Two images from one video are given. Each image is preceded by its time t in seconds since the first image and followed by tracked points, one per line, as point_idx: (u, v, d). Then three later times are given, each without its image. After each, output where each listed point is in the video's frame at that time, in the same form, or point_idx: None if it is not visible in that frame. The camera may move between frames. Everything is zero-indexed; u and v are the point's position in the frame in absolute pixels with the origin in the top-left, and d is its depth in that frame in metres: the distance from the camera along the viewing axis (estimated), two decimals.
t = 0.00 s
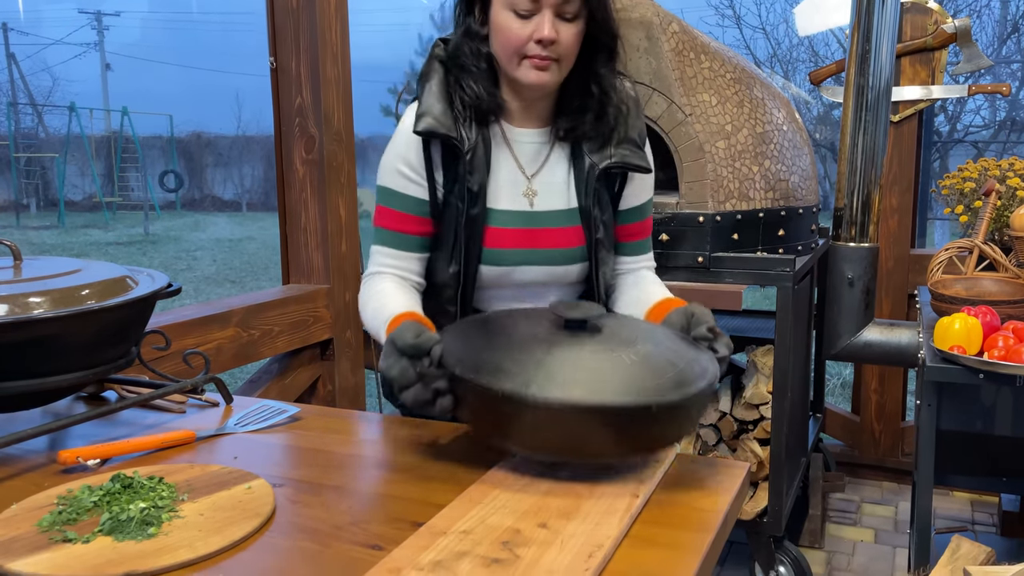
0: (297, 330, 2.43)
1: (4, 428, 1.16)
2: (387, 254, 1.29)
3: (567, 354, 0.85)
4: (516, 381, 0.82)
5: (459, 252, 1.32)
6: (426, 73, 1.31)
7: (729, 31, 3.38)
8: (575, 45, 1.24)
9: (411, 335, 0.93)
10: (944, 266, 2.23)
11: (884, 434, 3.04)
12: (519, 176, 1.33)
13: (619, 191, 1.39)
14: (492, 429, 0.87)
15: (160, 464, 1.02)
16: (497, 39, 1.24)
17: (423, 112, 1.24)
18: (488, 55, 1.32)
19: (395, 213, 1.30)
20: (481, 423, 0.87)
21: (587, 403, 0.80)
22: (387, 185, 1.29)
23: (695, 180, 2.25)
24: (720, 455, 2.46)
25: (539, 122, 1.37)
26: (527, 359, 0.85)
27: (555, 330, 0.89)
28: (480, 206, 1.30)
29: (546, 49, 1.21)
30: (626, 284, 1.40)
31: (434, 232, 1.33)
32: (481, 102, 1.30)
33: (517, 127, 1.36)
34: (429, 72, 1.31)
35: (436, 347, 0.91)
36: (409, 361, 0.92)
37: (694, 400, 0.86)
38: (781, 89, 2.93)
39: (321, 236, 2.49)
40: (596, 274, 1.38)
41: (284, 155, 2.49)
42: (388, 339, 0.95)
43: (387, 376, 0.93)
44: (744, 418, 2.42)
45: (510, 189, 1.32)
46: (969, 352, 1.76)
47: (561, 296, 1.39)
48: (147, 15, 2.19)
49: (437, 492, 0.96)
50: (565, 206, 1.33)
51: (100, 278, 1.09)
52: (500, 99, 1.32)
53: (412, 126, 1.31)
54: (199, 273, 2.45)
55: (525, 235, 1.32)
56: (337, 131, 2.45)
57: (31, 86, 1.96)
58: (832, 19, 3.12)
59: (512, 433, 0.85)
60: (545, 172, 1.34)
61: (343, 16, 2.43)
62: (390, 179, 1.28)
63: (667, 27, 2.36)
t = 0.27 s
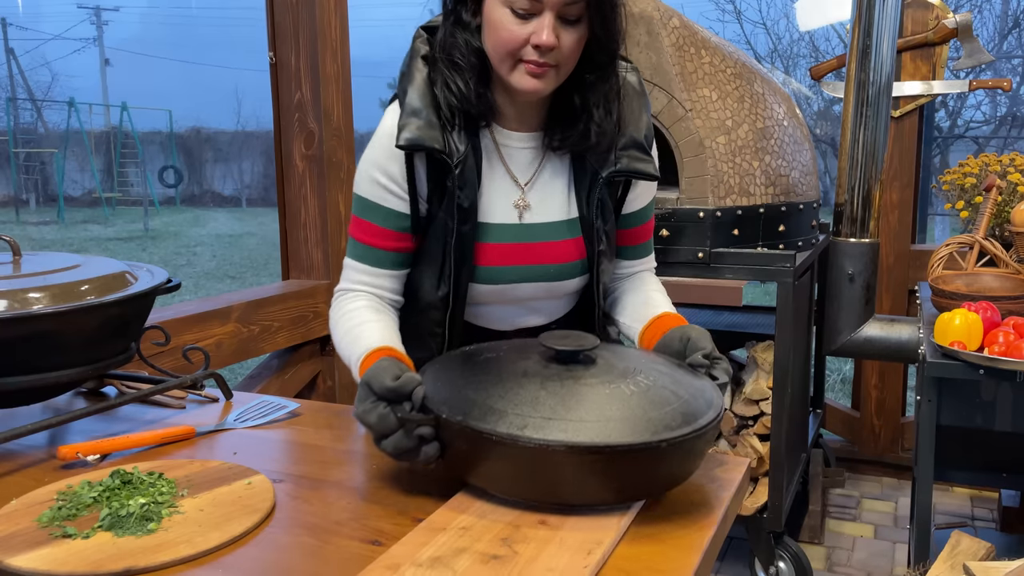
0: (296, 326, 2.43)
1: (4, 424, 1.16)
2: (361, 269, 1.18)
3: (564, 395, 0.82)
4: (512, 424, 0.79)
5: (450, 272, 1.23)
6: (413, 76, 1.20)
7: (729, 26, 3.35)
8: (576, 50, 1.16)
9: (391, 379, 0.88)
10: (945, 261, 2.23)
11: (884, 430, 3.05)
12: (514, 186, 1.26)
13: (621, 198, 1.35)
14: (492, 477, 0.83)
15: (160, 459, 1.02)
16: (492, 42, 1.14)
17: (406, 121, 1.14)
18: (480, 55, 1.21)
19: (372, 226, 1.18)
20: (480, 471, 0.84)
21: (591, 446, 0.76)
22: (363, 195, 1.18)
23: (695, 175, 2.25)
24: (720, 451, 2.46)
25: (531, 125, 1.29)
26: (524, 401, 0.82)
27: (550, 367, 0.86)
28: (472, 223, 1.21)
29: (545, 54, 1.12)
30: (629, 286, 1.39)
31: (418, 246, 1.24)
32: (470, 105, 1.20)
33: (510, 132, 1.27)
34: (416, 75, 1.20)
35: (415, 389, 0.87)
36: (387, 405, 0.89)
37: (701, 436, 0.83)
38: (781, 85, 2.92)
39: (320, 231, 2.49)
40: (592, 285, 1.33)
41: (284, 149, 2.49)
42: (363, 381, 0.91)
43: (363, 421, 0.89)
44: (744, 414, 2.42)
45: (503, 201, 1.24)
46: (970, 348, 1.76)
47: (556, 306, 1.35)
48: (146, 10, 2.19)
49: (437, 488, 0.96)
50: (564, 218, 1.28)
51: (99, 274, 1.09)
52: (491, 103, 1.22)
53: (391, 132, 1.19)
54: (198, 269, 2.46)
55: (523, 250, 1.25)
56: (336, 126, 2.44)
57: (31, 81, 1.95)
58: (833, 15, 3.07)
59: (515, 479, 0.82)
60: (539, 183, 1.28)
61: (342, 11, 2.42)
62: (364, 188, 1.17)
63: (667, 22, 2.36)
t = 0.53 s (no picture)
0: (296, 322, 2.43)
1: (4, 419, 1.16)
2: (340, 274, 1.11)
3: (566, 417, 0.80)
4: (521, 442, 0.75)
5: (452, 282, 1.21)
6: (408, 79, 1.16)
7: (730, 21, 3.33)
8: (581, 59, 1.11)
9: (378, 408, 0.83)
10: (945, 257, 2.22)
11: (883, 426, 3.05)
12: (515, 194, 1.25)
13: (622, 201, 1.35)
14: (497, 507, 0.79)
15: (160, 455, 1.02)
16: (491, 48, 1.10)
17: (403, 126, 1.09)
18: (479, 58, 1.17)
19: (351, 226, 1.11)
20: (483, 502, 0.79)
21: (605, 460, 0.74)
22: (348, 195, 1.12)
23: (695, 171, 2.24)
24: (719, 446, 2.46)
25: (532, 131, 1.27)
26: (526, 424, 0.79)
27: (545, 394, 0.84)
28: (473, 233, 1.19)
29: (548, 64, 1.08)
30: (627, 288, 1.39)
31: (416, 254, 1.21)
32: (469, 110, 1.17)
33: (511, 137, 1.25)
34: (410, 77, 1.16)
35: (403, 417, 0.83)
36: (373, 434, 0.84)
37: (707, 450, 0.81)
38: (782, 80, 2.91)
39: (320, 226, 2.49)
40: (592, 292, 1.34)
41: (284, 143, 2.49)
42: (343, 408, 0.86)
43: (348, 454, 0.83)
44: (744, 410, 2.42)
45: (504, 208, 1.23)
46: (970, 344, 1.76)
47: (556, 310, 1.35)
48: (146, 6, 2.18)
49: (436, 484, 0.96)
50: (566, 225, 1.27)
51: (99, 270, 1.09)
52: (492, 108, 1.20)
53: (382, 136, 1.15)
54: (198, 265, 2.44)
55: (525, 259, 1.24)
56: (336, 122, 2.42)
57: (30, 77, 1.95)
58: (833, 8, 3.21)
59: (521, 507, 0.78)
60: (540, 190, 1.27)
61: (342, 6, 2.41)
62: (353, 189, 1.11)
63: (667, 17, 2.35)
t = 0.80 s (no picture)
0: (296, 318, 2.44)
1: (3, 416, 1.16)
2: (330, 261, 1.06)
3: (581, 420, 0.79)
4: (546, 448, 0.74)
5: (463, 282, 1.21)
6: (417, 75, 1.13)
7: (730, 17, 3.33)
8: (592, 60, 1.11)
9: (386, 419, 0.80)
10: (946, 253, 2.22)
11: (883, 422, 3.05)
12: (523, 193, 1.24)
13: (626, 199, 1.36)
14: (516, 513, 0.78)
15: (160, 451, 1.03)
16: (501, 47, 1.10)
17: (414, 123, 1.07)
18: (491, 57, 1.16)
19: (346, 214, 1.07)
20: (494, 509, 0.78)
21: (634, 460, 0.74)
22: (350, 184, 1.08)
23: (695, 167, 2.24)
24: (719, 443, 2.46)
25: (540, 128, 1.26)
26: (541, 429, 0.78)
27: (549, 398, 0.84)
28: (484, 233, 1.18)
29: (559, 65, 1.07)
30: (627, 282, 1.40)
31: (424, 253, 1.19)
32: (479, 107, 1.16)
33: (520, 135, 1.24)
34: (419, 75, 1.13)
35: (413, 430, 0.79)
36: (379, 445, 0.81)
37: (714, 446, 0.82)
38: (782, 76, 2.90)
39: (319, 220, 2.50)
40: (593, 290, 1.34)
41: (283, 140, 2.51)
42: (349, 415, 0.83)
43: (352, 465, 0.80)
44: (744, 406, 2.42)
45: (512, 207, 1.22)
46: (970, 340, 1.76)
47: (558, 307, 1.35)
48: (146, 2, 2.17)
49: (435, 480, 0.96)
50: (573, 223, 1.27)
51: (98, 266, 1.09)
52: (501, 106, 1.19)
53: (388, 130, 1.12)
54: (198, 261, 2.42)
55: (534, 258, 1.23)
56: (336, 117, 2.45)
57: (30, 73, 1.94)
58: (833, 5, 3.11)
59: (542, 514, 0.77)
60: (547, 189, 1.26)
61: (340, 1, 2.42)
62: (356, 181, 1.08)
63: (667, 13, 2.34)
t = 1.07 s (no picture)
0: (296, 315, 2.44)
1: (3, 412, 1.16)
2: (332, 242, 1.00)
3: (598, 420, 0.80)
4: (578, 450, 0.74)
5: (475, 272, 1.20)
6: (429, 64, 1.12)
7: (731, 13, 3.32)
8: (600, 56, 1.11)
9: (411, 427, 0.76)
10: (946, 249, 2.22)
11: (883, 418, 3.06)
12: (531, 184, 1.24)
13: (632, 190, 1.37)
14: (523, 516, 0.77)
15: (160, 447, 1.02)
16: (510, 41, 1.09)
17: (426, 113, 1.05)
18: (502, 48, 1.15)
19: (354, 194, 1.03)
20: (493, 514, 0.78)
21: (660, 455, 0.75)
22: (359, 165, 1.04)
23: (695, 163, 2.23)
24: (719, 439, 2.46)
25: (549, 121, 1.26)
26: (560, 428, 0.78)
27: (559, 400, 0.84)
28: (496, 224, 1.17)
29: (567, 61, 1.07)
30: (629, 273, 1.41)
31: (435, 245, 1.19)
32: (490, 98, 1.15)
33: (530, 127, 1.24)
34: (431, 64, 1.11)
35: (436, 441, 0.76)
36: (397, 452, 0.77)
37: (714, 446, 0.83)
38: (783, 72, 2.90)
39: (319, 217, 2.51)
40: (600, 283, 1.35)
41: (282, 135, 2.50)
42: (368, 415, 0.78)
43: (366, 467, 0.76)
44: (744, 402, 2.42)
45: (520, 199, 1.22)
46: (970, 336, 1.76)
47: (563, 302, 1.35)
48: None
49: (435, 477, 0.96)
50: (582, 215, 1.27)
51: (98, 262, 1.09)
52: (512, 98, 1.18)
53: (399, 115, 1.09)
54: (198, 257, 2.42)
55: (543, 250, 1.23)
56: (335, 114, 2.47)
57: (29, 69, 1.93)
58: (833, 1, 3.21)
59: (540, 517, 0.77)
60: (555, 181, 1.26)
61: None
62: (365, 160, 1.04)
63: (668, 8, 2.35)
